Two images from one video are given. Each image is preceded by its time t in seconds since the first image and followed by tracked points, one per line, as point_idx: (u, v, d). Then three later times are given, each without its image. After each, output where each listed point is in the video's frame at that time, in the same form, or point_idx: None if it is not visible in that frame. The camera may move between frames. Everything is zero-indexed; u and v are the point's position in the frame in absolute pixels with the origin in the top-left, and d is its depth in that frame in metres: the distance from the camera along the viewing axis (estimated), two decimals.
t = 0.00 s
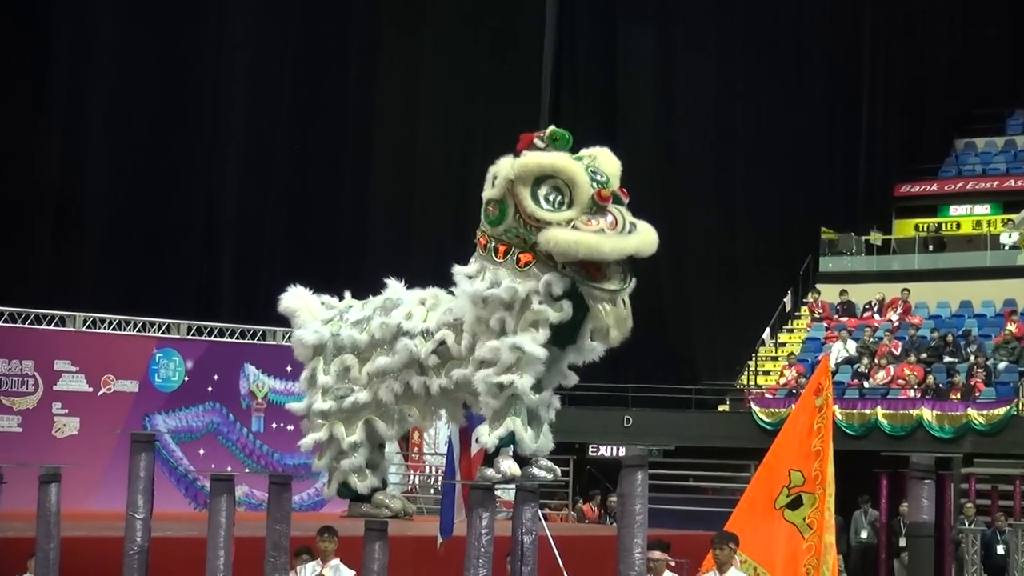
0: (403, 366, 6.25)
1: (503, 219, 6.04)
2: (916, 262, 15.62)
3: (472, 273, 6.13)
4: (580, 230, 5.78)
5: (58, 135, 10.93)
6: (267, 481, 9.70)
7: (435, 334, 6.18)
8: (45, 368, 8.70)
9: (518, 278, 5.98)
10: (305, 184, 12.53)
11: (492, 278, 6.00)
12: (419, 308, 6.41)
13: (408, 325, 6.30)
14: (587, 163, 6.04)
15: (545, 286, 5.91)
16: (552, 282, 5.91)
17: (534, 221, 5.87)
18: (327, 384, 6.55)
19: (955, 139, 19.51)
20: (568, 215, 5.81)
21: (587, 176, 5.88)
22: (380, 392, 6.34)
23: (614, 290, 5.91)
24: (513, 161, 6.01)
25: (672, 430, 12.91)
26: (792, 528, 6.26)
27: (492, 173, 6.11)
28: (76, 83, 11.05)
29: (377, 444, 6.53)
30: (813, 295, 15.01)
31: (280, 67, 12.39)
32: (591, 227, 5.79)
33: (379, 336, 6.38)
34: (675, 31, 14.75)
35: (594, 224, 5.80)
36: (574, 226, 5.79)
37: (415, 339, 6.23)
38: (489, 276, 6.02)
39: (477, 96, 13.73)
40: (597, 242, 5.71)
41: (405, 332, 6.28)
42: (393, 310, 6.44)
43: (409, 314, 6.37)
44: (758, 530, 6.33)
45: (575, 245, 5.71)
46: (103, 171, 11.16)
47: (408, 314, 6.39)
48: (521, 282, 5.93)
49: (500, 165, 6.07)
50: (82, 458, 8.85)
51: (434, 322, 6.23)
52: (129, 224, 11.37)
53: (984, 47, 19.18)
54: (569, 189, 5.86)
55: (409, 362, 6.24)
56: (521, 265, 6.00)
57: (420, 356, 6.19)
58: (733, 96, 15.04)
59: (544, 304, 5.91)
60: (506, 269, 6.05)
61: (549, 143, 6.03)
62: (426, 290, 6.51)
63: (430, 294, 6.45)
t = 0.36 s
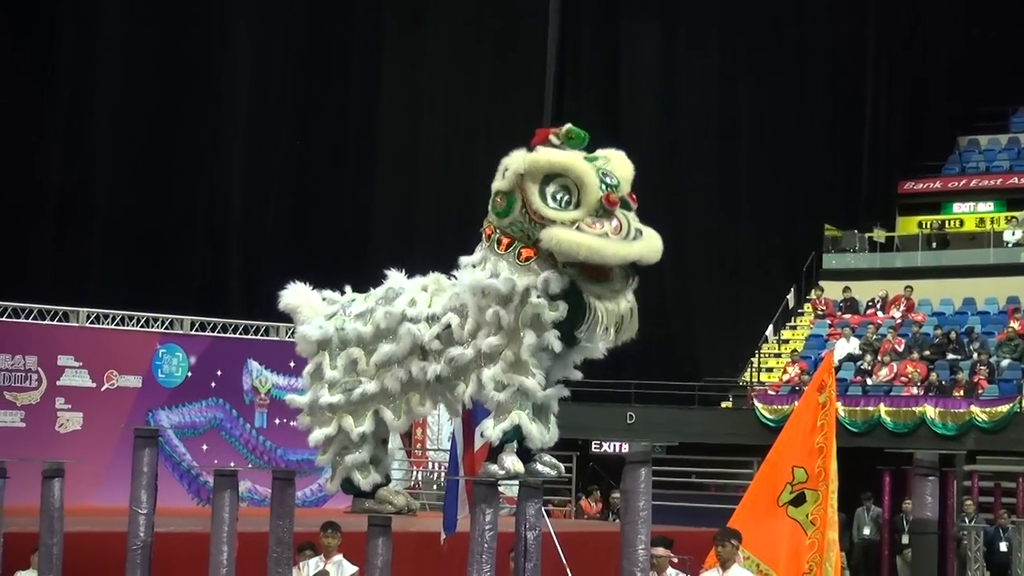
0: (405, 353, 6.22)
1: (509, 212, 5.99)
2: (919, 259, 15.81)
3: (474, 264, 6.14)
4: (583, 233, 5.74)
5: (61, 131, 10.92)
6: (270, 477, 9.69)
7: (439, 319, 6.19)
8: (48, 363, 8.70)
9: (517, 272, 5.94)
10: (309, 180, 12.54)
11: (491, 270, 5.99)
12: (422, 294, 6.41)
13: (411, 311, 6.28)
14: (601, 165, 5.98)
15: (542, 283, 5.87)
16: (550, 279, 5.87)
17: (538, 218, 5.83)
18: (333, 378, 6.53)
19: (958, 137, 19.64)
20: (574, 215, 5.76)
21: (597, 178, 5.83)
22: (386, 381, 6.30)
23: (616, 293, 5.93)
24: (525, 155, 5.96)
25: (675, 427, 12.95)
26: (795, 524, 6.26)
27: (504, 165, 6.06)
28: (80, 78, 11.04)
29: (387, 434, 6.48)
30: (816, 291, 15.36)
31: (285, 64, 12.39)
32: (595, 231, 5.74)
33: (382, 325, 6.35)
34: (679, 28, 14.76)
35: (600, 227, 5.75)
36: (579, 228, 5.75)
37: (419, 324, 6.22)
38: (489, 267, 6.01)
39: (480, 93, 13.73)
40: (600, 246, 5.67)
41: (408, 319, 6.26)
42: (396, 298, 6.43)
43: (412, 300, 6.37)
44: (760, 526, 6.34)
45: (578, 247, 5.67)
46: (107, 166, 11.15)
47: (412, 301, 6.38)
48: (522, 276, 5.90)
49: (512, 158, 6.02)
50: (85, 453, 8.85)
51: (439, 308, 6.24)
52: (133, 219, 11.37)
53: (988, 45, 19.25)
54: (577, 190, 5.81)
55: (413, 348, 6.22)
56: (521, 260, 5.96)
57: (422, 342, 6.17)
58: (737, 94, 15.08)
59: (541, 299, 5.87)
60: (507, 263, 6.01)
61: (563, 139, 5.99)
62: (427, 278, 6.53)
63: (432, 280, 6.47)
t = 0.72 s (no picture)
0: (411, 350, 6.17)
1: (552, 227, 6.14)
2: (929, 255, 15.81)
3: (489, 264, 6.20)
4: (612, 286, 6.05)
5: (72, 126, 10.92)
6: (279, 472, 9.72)
7: (448, 319, 6.13)
8: (58, 359, 8.68)
9: (525, 284, 6.18)
10: (317, 177, 12.55)
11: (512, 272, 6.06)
12: (433, 291, 6.31)
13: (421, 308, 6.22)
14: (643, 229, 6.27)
15: (541, 313, 6.08)
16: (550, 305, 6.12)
17: (581, 251, 6.05)
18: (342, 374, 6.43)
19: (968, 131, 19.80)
20: (610, 266, 6.04)
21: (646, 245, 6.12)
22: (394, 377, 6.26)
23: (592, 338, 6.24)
24: (595, 186, 6.10)
25: (686, 423, 12.99)
26: (806, 519, 6.25)
27: (568, 180, 6.16)
28: (92, 73, 11.01)
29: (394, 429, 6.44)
30: (826, 287, 15.37)
31: (296, 60, 12.40)
32: (619, 287, 6.07)
33: (391, 321, 6.26)
34: (686, 24, 14.79)
35: (623, 288, 6.09)
36: (607, 281, 6.04)
37: (428, 323, 6.16)
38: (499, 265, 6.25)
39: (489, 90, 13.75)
40: (617, 308, 6.01)
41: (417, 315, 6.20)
42: (406, 294, 6.32)
43: (423, 297, 6.28)
44: (773, 522, 6.31)
45: (601, 301, 5.98)
46: (117, 161, 11.13)
47: (422, 298, 6.29)
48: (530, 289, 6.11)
49: (580, 180, 6.14)
50: (96, 448, 8.85)
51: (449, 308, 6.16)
52: (143, 215, 11.35)
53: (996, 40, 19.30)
54: (624, 242, 6.06)
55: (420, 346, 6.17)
56: (535, 276, 6.20)
57: (430, 339, 6.12)
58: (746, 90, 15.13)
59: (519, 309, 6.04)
60: (519, 267, 6.24)
61: (624, 189, 6.20)
62: (437, 271, 6.43)
63: (441, 277, 6.34)
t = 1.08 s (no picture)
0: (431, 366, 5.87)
1: (547, 188, 5.95)
2: (940, 248, 15.95)
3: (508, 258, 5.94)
4: (628, 184, 5.75)
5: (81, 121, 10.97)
6: (289, 467, 9.68)
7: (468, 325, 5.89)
8: (69, 353, 8.70)
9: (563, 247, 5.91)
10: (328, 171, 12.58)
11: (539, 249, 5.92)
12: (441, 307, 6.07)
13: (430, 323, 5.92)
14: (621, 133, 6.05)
15: (599, 256, 5.88)
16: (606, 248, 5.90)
17: (583, 181, 5.81)
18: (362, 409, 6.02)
19: (978, 125, 19.96)
20: (615, 173, 5.78)
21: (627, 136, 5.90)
22: (420, 400, 5.88)
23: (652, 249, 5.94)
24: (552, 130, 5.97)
25: (697, 417, 13.15)
26: (816, 513, 6.22)
27: (529, 144, 6.03)
28: (101, 69, 11.07)
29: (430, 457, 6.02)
30: (836, 282, 15.56)
31: (308, 55, 12.44)
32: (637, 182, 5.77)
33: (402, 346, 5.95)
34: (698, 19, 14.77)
35: (637, 178, 5.80)
36: (620, 182, 5.77)
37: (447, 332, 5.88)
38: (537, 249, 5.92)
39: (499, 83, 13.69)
40: (647, 193, 5.66)
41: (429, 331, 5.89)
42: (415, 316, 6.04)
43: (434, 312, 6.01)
44: (784, 516, 6.28)
45: (629, 198, 5.64)
46: (126, 156, 11.15)
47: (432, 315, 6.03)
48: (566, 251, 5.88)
49: (537, 136, 6.01)
50: (106, 443, 8.84)
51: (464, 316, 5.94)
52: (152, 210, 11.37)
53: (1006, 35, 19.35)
54: (611, 148, 5.83)
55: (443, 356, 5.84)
56: (570, 234, 5.91)
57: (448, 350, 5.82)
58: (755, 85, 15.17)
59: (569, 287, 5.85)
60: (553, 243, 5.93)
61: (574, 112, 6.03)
62: (435, 295, 6.18)
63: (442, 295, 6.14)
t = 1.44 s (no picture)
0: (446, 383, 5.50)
1: (536, 186, 5.65)
2: (946, 241, 15.95)
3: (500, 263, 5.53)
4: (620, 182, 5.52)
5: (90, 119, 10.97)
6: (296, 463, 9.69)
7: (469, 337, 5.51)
8: (76, 350, 8.71)
9: (558, 245, 5.58)
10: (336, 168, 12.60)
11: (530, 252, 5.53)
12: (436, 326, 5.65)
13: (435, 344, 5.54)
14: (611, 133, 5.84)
15: (587, 252, 5.58)
16: (595, 248, 5.60)
17: (573, 178, 5.56)
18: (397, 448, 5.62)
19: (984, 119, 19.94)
20: (605, 172, 5.55)
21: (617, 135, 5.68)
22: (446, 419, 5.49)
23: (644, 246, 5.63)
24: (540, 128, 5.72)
25: (702, 412, 13.18)
26: (823, 507, 6.20)
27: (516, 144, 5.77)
28: (110, 67, 11.07)
29: (471, 472, 5.59)
30: (842, 276, 15.71)
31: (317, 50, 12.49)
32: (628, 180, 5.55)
33: (418, 375, 5.58)
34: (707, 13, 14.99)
35: (626, 176, 5.57)
36: (610, 181, 5.54)
37: (453, 350, 5.48)
38: (523, 250, 5.54)
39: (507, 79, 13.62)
40: (638, 191, 5.44)
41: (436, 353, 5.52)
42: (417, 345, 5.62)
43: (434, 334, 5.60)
44: (791, 511, 6.27)
45: (621, 197, 5.41)
46: (135, 153, 11.18)
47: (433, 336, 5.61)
48: (560, 249, 5.54)
49: (524, 134, 5.75)
50: (113, 440, 8.85)
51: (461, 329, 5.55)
52: (161, 207, 11.38)
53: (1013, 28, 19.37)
54: (602, 146, 5.61)
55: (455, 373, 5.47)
56: (558, 233, 5.60)
57: (459, 363, 5.46)
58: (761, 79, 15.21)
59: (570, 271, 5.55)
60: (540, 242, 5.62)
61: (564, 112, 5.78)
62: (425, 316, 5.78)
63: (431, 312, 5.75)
